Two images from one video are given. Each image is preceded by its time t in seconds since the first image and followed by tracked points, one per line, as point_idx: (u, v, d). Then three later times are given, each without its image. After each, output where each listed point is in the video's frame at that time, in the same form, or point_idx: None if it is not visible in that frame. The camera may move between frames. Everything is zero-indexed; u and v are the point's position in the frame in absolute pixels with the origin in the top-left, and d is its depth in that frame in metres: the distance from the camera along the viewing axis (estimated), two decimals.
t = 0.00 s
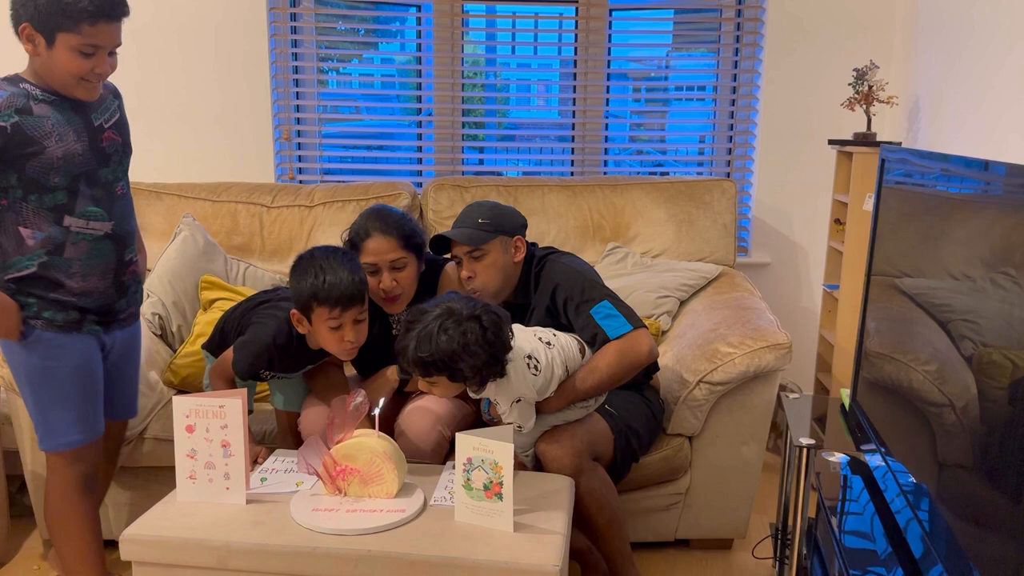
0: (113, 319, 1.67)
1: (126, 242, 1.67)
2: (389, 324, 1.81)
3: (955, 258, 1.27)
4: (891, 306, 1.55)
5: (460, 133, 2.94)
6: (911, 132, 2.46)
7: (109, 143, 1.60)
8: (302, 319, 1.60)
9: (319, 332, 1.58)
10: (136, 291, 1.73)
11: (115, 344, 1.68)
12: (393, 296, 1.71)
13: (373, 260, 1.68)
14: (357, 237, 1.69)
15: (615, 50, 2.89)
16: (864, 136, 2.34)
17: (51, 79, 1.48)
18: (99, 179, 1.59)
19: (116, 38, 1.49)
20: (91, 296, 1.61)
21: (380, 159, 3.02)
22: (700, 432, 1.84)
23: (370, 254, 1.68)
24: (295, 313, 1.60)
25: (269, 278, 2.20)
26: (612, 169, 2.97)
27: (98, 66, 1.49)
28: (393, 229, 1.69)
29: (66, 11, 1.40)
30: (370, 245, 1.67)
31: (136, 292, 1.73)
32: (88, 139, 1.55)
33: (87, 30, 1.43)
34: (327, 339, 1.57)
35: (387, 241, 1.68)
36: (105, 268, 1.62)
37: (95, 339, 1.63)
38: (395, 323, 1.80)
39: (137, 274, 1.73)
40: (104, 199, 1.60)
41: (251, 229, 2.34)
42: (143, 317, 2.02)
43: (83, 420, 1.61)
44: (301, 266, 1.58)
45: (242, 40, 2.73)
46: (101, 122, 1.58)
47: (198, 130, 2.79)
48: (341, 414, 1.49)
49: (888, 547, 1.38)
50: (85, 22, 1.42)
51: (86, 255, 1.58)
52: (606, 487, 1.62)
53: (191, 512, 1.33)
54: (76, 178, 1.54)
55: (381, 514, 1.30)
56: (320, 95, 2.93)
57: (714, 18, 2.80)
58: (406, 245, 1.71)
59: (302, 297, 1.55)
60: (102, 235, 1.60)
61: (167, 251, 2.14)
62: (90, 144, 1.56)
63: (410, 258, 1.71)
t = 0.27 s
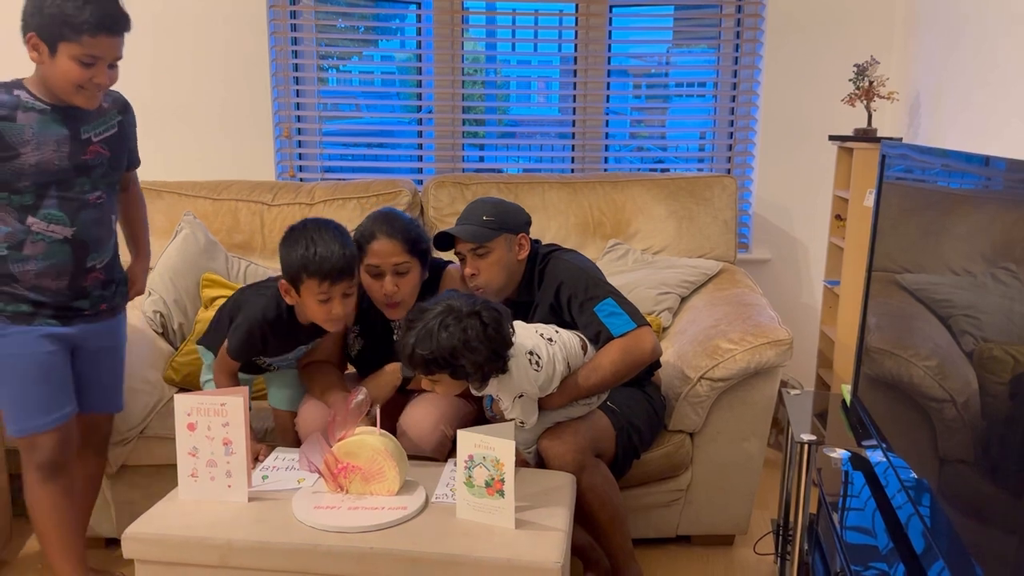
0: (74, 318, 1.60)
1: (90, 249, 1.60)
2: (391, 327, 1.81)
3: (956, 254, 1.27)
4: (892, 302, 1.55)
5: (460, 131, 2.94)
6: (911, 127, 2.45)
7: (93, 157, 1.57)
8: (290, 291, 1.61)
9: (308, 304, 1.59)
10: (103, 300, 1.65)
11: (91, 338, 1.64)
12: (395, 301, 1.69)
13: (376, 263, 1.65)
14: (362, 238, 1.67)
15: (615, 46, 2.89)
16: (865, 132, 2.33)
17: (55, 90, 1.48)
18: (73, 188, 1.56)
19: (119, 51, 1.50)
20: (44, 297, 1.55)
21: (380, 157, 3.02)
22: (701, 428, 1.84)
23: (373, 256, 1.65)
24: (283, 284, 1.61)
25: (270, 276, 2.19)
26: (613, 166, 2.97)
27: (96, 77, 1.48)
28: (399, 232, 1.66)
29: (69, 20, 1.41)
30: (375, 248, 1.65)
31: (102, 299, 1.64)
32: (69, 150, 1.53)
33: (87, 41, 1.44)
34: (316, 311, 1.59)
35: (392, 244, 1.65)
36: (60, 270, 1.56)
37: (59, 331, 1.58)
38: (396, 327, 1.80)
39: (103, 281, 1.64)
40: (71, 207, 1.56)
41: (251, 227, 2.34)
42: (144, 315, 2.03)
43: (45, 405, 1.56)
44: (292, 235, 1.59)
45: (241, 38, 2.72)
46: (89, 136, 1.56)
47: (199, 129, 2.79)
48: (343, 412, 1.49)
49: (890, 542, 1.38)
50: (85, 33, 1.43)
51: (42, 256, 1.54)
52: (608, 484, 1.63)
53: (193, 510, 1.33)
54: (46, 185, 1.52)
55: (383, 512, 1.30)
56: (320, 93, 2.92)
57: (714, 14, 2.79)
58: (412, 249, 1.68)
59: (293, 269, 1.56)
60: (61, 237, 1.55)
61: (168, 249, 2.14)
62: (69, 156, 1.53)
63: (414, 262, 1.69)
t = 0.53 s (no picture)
0: (39, 310, 1.65)
1: (55, 241, 1.63)
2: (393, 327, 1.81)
3: (957, 248, 1.27)
4: (893, 296, 1.55)
5: (460, 127, 2.93)
6: (912, 122, 2.45)
7: (54, 148, 1.60)
8: (281, 268, 1.61)
9: (299, 282, 1.60)
10: (72, 292, 1.68)
11: (58, 329, 1.68)
12: (396, 301, 1.69)
13: (379, 261, 1.65)
14: (364, 237, 1.67)
15: (615, 42, 2.88)
16: (866, 127, 2.33)
17: (16, 82, 1.52)
18: (36, 180, 1.59)
19: (77, 42, 1.52)
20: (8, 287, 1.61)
21: (380, 154, 3.01)
22: (702, 424, 1.84)
23: (376, 255, 1.65)
24: (275, 261, 1.62)
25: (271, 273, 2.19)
26: (613, 162, 2.97)
27: (55, 69, 1.51)
28: (401, 231, 1.66)
29: (30, 14, 1.44)
30: (378, 247, 1.64)
31: (70, 291, 1.68)
32: (28, 142, 1.56)
33: (45, 32, 1.46)
34: (306, 289, 1.59)
35: (394, 243, 1.65)
36: (23, 261, 1.61)
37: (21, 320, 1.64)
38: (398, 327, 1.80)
39: (71, 272, 1.67)
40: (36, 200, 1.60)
41: (252, 225, 2.33)
42: (144, 312, 2.01)
43: (7, 395, 1.64)
44: (286, 209, 1.60)
45: (240, 35, 2.72)
46: (51, 127, 1.59)
47: (199, 127, 2.78)
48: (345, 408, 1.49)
49: (892, 537, 1.38)
50: (42, 24, 1.45)
51: (6, 247, 1.59)
52: (610, 480, 1.62)
53: (195, 508, 1.33)
54: (6, 177, 1.56)
55: (385, 509, 1.30)
56: (319, 90, 2.92)
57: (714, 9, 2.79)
58: (414, 249, 1.68)
59: (283, 247, 1.57)
60: (23, 229, 1.60)
61: (168, 247, 2.13)
62: (27, 148, 1.57)
63: (416, 262, 1.68)
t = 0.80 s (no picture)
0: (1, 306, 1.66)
1: (8, 233, 1.63)
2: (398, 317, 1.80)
3: (958, 241, 1.26)
4: (894, 290, 1.54)
5: (460, 122, 2.92)
6: (913, 114, 2.44)
7: None
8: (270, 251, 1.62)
9: (287, 265, 1.61)
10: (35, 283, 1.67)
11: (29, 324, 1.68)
12: (403, 283, 1.67)
13: (385, 244, 1.63)
14: (369, 221, 1.65)
15: (615, 35, 2.87)
16: (867, 119, 2.32)
17: None
18: None
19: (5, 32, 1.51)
20: None
21: (380, 149, 3.01)
22: (703, 418, 1.84)
23: (381, 238, 1.63)
24: (263, 244, 1.63)
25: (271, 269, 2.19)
26: (613, 156, 2.96)
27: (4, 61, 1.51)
28: (406, 213, 1.65)
29: None
30: (381, 230, 1.63)
31: (34, 283, 1.67)
32: None
33: None
34: (296, 272, 1.60)
35: (397, 226, 1.63)
36: None
37: None
38: (404, 317, 1.79)
39: (30, 265, 1.66)
40: None
41: (251, 220, 2.33)
42: (145, 308, 2.02)
43: None
44: (272, 193, 1.60)
45: (238, 30, 2.71)
46: None
47: (197, 122, 2.78)
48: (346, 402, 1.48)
49: (893, 530, 1.37)
50: None
51: None
52: (611, 475, 1.62)
53: (196, 503, 1.33)
54: None
55: (385, 504, 1.30)
56: (319, 85, 2.91)
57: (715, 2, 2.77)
58: (418, 232, 1.66)
59: (271, 231, 1.57)
60: None
61: (169, 241, 2.13)
62: None
63: (421, 244, 1.67)
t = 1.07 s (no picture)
0: None
1: None
2: (400, 297, 1.81)
3: (960, 234, 1.26)
4: (896, 283, 1.54)
5: (460, 116, 2.92)
6: (915, 107, 2.43)
7: None
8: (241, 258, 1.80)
9: (256, 269, 1.78)
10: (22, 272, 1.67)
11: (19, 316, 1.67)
12: (408, 253, 1.70)
13: (388, 214, 1.66)
14: (374, 190, 1.68)
15: (616, 29, 2.86)
16: (868, 113, 2.31)
17: None
18: None
19: None
20: None
21: (380, 144, 3.00)
22: (705, 412, 1.84)
23: (383, 208, 1.67)
24: (234, 252, 1.81)
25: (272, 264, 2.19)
26: (614, 150, 2.95)
27: None
28: (411, 186, 1.68)
29: None
30: (385, 200, 1.66)
31: (19, 271, 1.66)
32: None
33: None
34: (263, 275, 1.77)
35: (402, 196, 1.66)
36: None
37: None
38: (407, 298, 1.81)
39: (14, 253, 1.66)
40: None
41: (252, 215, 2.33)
42: (146, 304, 2.02)
43: None
44: (242, 205, 1.78)
45: (238, 25, 2.71)
46: None
47: (197, 117, 2.77)
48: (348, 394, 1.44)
49: (896, 524, 1.37)
50: None
51: None
52: (613, 469, 1.62)
53: (199, 498, 1.33)
54: None
55: (387, 498, 1.30)
56: (319, 80, 2.91)
57: None
58: (422, 204, 1.69)
59: (240, 238, 1.76)
60: None
61: (169, 237, 2.12)
62: None
63: (424, 217, 1.70)
